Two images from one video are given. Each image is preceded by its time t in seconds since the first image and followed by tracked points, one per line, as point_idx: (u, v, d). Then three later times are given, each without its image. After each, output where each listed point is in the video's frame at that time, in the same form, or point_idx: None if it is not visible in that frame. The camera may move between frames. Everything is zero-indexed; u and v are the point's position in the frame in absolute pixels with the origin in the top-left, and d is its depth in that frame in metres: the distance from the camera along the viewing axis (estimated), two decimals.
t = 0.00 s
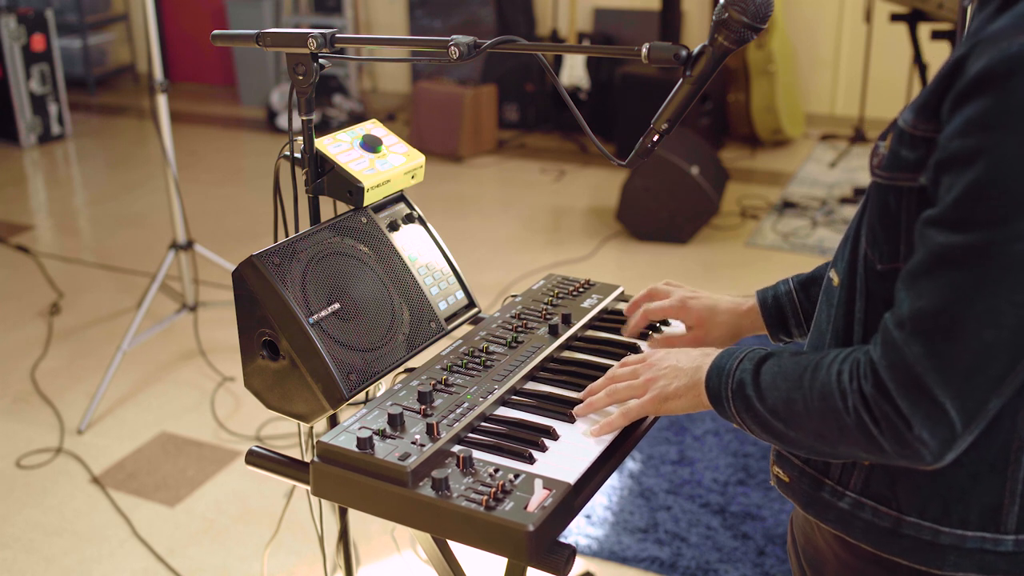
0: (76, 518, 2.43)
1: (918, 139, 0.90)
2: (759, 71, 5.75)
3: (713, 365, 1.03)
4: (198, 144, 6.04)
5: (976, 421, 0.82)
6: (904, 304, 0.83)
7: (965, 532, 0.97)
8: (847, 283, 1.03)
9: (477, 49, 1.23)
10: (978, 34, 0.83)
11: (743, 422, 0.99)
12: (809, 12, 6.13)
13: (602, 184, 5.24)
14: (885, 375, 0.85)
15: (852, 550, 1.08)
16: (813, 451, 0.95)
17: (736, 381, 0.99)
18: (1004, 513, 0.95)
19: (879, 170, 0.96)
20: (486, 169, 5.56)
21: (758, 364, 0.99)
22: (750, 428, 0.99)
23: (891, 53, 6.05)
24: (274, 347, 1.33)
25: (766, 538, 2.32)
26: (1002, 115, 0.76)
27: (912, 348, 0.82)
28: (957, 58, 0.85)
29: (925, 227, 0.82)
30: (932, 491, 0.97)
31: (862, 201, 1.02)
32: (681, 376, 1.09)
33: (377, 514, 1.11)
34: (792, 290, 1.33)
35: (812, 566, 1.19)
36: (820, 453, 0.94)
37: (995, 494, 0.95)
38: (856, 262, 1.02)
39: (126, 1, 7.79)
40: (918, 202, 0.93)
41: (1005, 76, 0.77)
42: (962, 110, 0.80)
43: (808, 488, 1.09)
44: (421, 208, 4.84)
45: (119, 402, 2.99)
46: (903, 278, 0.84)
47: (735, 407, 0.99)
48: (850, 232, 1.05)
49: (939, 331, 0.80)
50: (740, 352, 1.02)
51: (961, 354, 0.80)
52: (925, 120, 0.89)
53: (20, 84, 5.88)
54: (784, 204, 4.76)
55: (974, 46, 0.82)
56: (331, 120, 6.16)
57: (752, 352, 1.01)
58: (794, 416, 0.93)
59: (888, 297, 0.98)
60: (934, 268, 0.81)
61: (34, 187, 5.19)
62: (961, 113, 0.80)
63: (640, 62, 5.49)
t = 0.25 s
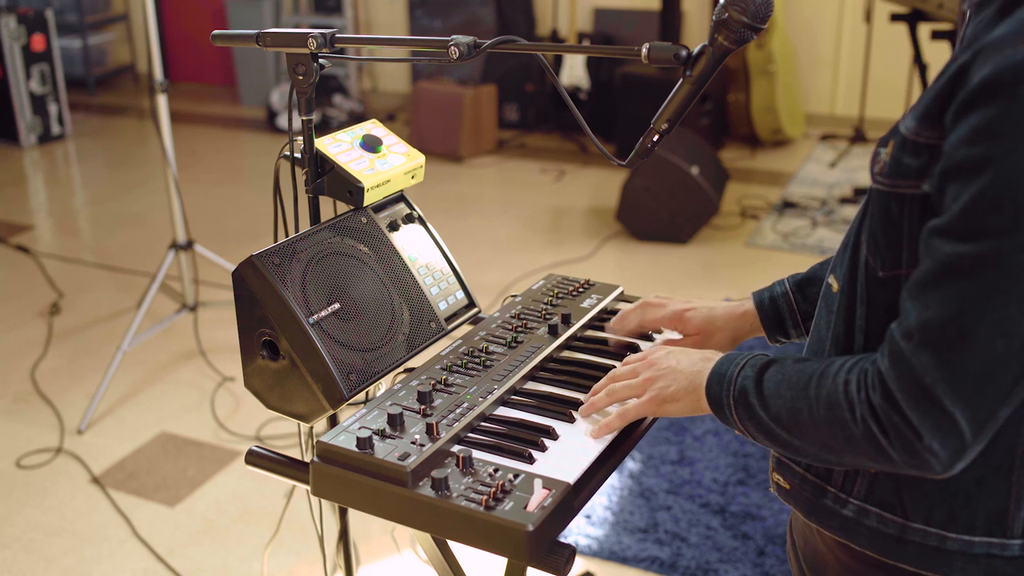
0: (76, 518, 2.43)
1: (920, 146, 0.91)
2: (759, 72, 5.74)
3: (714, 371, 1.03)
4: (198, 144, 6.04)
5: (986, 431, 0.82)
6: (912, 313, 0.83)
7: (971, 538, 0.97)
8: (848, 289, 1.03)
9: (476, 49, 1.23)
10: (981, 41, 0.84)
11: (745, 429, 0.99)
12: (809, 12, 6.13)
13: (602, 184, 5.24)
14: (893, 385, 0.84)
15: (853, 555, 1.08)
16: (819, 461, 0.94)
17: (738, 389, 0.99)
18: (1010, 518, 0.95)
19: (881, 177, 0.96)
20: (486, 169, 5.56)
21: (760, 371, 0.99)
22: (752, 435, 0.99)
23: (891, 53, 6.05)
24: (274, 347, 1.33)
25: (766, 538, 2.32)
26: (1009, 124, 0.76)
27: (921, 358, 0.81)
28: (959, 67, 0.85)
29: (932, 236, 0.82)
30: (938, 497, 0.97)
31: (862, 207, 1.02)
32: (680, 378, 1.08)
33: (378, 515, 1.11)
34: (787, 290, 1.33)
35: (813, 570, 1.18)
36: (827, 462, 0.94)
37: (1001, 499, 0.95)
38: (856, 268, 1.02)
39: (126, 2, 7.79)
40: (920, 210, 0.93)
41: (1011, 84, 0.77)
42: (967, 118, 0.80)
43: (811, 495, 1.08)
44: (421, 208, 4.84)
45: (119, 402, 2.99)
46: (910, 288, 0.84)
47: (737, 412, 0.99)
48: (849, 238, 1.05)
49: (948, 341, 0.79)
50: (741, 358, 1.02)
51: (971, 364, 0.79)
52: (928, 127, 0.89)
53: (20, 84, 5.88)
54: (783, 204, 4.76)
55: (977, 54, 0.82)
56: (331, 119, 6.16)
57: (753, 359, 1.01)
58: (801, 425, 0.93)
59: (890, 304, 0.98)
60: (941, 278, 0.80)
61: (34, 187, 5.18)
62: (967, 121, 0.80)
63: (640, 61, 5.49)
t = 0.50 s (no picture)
0: (76, 518, 2.43)
1: (919, 147, 0.90)
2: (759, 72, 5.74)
3: (710, 387, 1.02)
4: (198, 144, 6.04)
5: (992, 432, 0.82)
6: (914, 318, 0.83)
7: (973, 539, 0.97)
8: (847, 292, 1.03)
9: (477, 49, 1.23)
10: (979, 42, 0.83)
11: (746, 443, 0.98)
12: (809, 12, 6.13)
13: (602, 184, 5.24)
14: (897, 391, 0.84)
15: (853, 557, 1.08)
16: (822, 469, 0.94)
17: (737, 402, 0.98)
18: (1012, 518, 0.96)
19: (881, 178, 0.96)
20: (486, 169, 5.56)
21: (758, 384, 0.98)
22: (754, 448, 0.98)
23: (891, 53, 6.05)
24: (274, 347, 1.33)
25: (766, 538, 2.32)
26: (1009, 125, 0.76)
27: (925, 362, 0.81)
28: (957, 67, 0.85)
29: (933, 239, 0.82)
30: (939, 498, 0.97)
31: (861, 210, 1.02)
32: (678, 389, 1.06)
33: (378, 514, 1.11)
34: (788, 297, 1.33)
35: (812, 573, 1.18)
36: (830, 470, 0.93)
37: (1002, 500, 0.95)
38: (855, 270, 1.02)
39: (126, 2, 7.79)
40: (920, 212, 0.93)
41: (1010, 85, 0.76)
42: (966, 120, 0.80)
43: (810, 498, 1.08)
44: (420, 208, 4.84)
45: (119, 402, 2.99)
46: (912, 292, 0.83)
47: (738, 428, 0.98)
48: (847, 240, 1.05)
49: (952, 344, 0.79)
50: (737, 372, 1.01)
51: (976, 367, 0.79)
52: (926, 129, 0.89)
53: (20, 84, 5.88)
54: (784, 204, 4.76)
55: (975, 54, 0.82)
56: (331, 120, 6.16)
57: (750, 372, 1.00)
58: (803, 435, 0.92)
59: (889, 306, 0.98)
60: (944, 280, 0.80)
61: (34, 187, 5.18)
62: (966, 123, 0.80)
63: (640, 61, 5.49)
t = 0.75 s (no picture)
0: (76, 518, 2.43)
1: (914, 145, 0.90)
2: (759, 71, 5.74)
3: (707, 395, 1.01)
4: (198, 144, 6.04)
5: (985, 430, 0.82)
6: (907, 315, 0.83)
7: (967, 539, 0.96)
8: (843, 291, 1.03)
9: (477, 49, 1.23)
10: (974, 39, 0.83)
11: (742, 448, 0.98)
12: (809, 12, 6.13)
13: (602, 184, 5.24)
14: (890, 388, 0.84)
15: (849, 556, 1.08)
16: (817, 470, 0.93)
17: (732, 409, 0.98)
18: (1006, 519, 0.95)
19: (875, 176, 0.95)
20: (486, 169, 5.56)
21: (752, 390, 0.97)
22: (749, 454, 0.97)
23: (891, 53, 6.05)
24: (274, 347, 1.33)
25: (766, 538, 2.32)
26: (1001, 122, 0.76)
27: (918, 359, 0.81)
28: (951, 65, 0.85)
29: (927, 236, 0.82)
30: (933, 497, 0.97)
31: (857, 209, 1.02)
32: (676, 401, 1.05)
33: (377, 514, 1.11)
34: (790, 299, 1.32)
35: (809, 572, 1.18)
36: (824, 471, 0.93)
37: (996, 500, 0.94)
38: (851, 269, 1.02)
39: (126, 2, 7.80)
40: (914, 209, 0.93)
41: (1002, 83, 0.76)
42: (960, 117, 0.80)
43: (807, 496, 1.08)
44: (420, 208, 4.84)
45: (119, 402, 2.99)
46: (905, 290, 0.83)
47: (733, 434, 0.98)
48: (845, 240, 1.04)
49: (944, 342, 0.79)
50: (733, 379, 1.00)
51: (967, 363, 0.79)
52: (921, 127, 0.89)
53: (20, 84, 5.88)
54: (783, 204, 4.76)
55: (968, 52, 0.82)
56: (331, 120, 6.16)
57: (745, 378, 0.99)
58: (797, 437, 0.92)
59: (884, 305, 0.98)
60: (936, 278, 0.80)
61: (34, 187, 5.18)
62: (959, 121, 0.80)
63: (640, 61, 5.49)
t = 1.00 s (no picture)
0: (76, 518, 2.43)
1: (901, 139, 0.90)
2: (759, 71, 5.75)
3: (696, 395, 1.01)
4: (198, 144, 6.04)
5: (964, 423, 0.81)
6: (888, 306, 0.83)
7: (951, 534, 0.96)
8: (836, 287, 1.03)
9: (476, 49, 1.23)
10: (961, 34, 0.83)
11: (730, 448, 0.97)
12: (809, 12, 6.13)
13: (602, 184, 5.24)
14: (869, 378, 0.84)
15: (843, 551, 1.08)
16: (800, 463, 0.93)
17: (720, 407, 0.97)
18: (990, 516, 0.94)
19: (865, 170, 0.95)
20: (486, 169, 5.56)
21: (740, 389, 0.97)
22: (736, 452, 0.97)
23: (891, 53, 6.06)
24: (274, 347, 1.33)
25: (766, 538, 2.32)
26: (982, 115, 0.76)
27: (896, 350, 0.82)
28: (939, 61, 0.85)
29: (909, 229, 0.82)
30: (919, 492, 0.97)
31: (851, 206, 1.02)
32: (665, 405, 1.05)
33: (378, 515, 1.11)
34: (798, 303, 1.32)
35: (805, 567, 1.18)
36: (806, 464, 0.93)
37: (981, 497, 0.93)
38: (845, 265, 1.02)
39: (126, 1, 7.80)
40: (903, 203, 0.93)
41: (985, 77, 0.76)
42: (943, 110, 0.80)
43: (799, 489, 1.08)
44: (421, 208, 4.84)
45: (119, 402, 2.99)
46: (888, 281, 0.84)
47: (720, 430, 0.97)
48: (839, 237, 1.04)
49: (922, 333, 0.79)
50: (722, 379, 1.00)
51: (944, 356, 0.79)
52: (908, 121, 0.89)
53: (20, 84, 5.88)
54: (784, 204, 4.76)
55: (955, 47, 0.82)
56: (331, 120, 6.16)
57: (733, 378, 0.99)
58: (780, 429, 0.92)
59: (874, 300, 0.98)
60: (916, 269, 0.80)
61: (34, 187, 5.18)
62: (942, 114, 0.80)
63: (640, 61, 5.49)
